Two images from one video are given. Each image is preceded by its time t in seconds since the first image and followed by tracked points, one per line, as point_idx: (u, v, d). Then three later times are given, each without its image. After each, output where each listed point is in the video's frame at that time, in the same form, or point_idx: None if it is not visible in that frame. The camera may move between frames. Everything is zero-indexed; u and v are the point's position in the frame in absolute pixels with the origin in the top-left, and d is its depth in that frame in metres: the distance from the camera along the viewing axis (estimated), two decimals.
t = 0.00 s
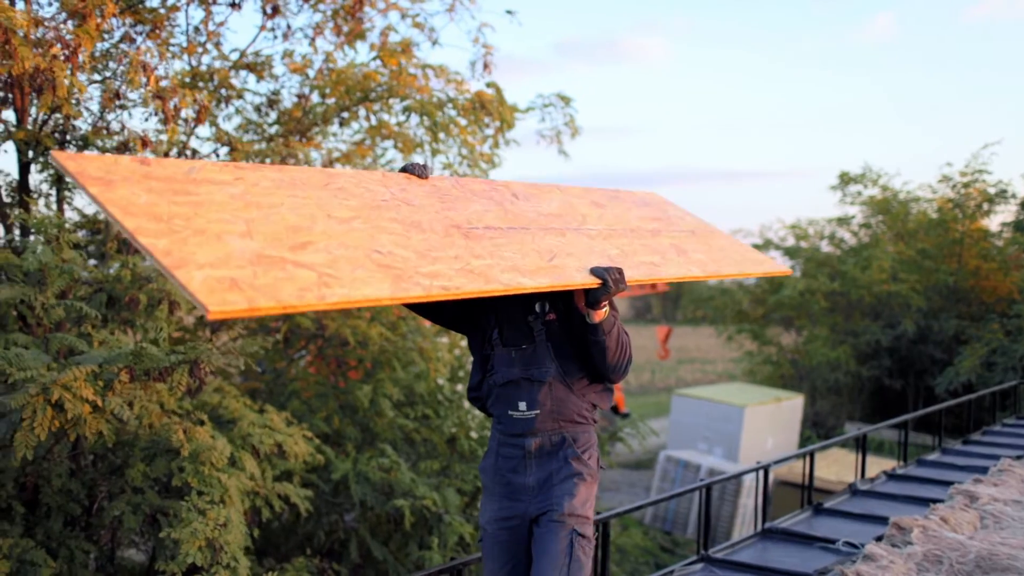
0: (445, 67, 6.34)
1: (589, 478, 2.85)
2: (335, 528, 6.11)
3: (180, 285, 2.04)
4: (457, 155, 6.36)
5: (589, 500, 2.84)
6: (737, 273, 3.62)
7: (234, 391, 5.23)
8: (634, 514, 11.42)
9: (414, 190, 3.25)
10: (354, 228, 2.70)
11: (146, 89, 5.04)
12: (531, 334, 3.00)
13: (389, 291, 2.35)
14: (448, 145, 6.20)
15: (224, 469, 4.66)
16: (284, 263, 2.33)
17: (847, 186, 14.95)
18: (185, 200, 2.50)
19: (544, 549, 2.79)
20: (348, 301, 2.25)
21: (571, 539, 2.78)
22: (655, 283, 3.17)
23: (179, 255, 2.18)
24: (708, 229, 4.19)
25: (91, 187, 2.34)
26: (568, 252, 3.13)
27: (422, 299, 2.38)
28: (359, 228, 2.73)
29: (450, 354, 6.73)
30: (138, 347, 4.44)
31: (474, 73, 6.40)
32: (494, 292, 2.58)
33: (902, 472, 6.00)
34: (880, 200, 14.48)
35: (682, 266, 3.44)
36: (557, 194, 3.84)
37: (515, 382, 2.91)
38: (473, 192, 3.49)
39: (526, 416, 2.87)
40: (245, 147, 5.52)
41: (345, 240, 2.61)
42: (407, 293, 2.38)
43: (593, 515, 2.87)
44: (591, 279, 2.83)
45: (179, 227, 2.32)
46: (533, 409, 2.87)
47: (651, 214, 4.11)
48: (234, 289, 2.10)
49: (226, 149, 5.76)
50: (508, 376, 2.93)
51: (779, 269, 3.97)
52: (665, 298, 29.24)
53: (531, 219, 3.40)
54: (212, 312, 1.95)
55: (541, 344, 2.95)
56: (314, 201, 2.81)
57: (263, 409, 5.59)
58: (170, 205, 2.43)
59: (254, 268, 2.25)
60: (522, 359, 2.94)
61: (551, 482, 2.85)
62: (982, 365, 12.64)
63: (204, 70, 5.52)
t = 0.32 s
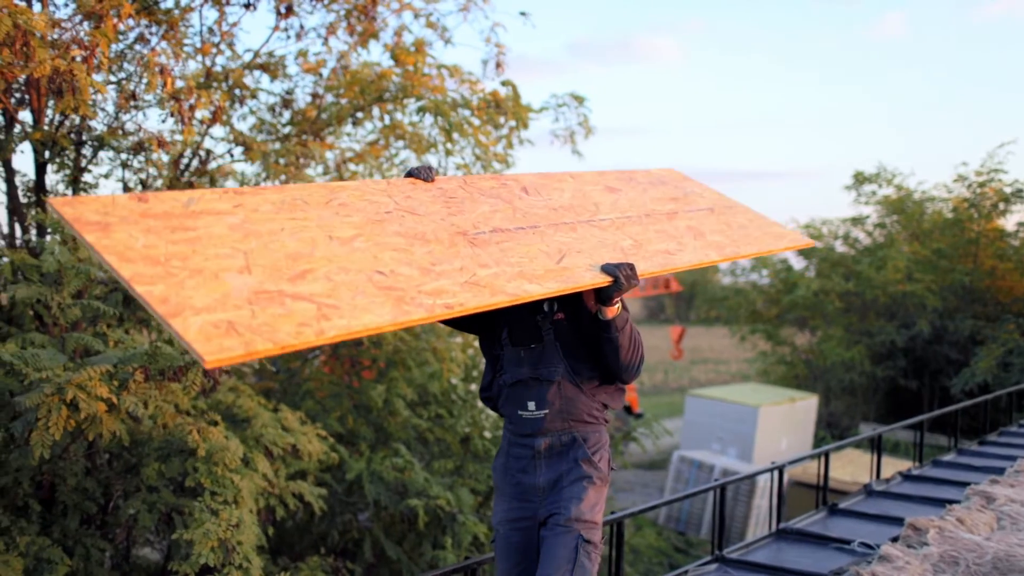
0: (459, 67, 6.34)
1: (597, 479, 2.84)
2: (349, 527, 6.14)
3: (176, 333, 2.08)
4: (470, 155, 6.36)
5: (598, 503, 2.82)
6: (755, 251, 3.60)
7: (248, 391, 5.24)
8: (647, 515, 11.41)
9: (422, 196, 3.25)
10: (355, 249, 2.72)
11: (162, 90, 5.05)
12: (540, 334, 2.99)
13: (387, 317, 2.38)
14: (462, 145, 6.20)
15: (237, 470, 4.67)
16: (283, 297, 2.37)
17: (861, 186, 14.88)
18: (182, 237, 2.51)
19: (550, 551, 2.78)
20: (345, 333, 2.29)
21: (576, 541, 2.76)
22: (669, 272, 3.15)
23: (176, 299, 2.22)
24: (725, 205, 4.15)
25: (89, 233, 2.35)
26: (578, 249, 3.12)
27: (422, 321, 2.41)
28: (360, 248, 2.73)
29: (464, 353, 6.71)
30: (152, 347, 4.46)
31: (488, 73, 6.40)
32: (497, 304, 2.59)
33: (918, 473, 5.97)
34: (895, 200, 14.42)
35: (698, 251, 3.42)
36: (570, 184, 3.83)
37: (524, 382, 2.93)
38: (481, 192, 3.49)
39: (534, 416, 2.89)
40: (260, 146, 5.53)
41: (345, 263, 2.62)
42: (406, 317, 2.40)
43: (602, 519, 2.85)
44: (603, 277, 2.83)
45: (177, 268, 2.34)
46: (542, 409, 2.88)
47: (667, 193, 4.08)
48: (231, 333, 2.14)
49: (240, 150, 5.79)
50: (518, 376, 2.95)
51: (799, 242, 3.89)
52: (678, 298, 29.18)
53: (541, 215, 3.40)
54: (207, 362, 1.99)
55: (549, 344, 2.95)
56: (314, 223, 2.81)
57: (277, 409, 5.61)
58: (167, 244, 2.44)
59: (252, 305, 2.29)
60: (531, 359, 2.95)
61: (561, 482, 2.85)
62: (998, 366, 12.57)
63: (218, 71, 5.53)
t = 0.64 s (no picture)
0: (470, 68, 6.35)
1: (604, 481, 2.81)
2: (360, 527, 6.16)
3: (183, 372, 2.10)
4: (482, 155, 6.36)
5: (605, 506, 2.79)
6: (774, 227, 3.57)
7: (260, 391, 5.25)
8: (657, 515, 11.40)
9: (429, 205, 3.27)
10: (362, 267, 2.73)
11: (174, 90, 5.07)
12: (547, 334, 2.99)
13: (394, 336, 2.38)
14: (473, 145, 6.20)
15: (248, 471, 4.69)
16: (289, 325, 2.38)
17: (873, 185, 14.83)
18: (188, 270, 2.54)
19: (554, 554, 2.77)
20: (352, 355, 2.29)
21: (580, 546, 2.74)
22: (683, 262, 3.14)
23: (180, 338, 2.24)
24: (741, 181, 4.12)
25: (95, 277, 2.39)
26: (589, 244, 3.12)
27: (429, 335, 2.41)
28: (366, 265, 2.74)
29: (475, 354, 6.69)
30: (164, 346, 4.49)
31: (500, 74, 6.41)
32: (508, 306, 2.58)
33: (930, 474, 5.93)
34: (907, 200, 14.37)
35: (714, 235, 3.40)
36: (580, 176, 3.83)
37: (530, 382, 2.93)
38: (490, 194, 3.50)
39: (542, 416, 2.88)
40: (273, 146, 5.54)
41: (351, 283, 2.63)
42: (413, 333, 2.40)
43: (608, 524, 2.82)
44: (616, 270, 2.83)
45: (181, 306, 2.37)
46: (548, 409, 2.87)
47: (681, 175, 4.07)
48: (237, 367, 2.16)
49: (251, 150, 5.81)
50: (525, 376, 2.95)
51: (818, 214, 3.78)
52: (690, 297, 29.14)
53: (550, 212, 3.40)
54: (215, 399, 2.01)
55: (556, 344, 2.95)
56: (320, 242, 2.83)
57: (289, 408, 5.63)
58: (173, 280, 2.47)
59: (257, 336, 2.30)
60: (537, 358, 2.96)
61: (567, 484, 2.85)
62: (1011, 367, 12.51)
63: (230, 70, 5.55)
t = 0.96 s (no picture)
0: (483, 69, 6.36)
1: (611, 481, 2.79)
2: (372, 526, 6.18)
3: (194, 417, 2.10)
4: (496, 155, 6.37)
5: (612, 507, 2.77)
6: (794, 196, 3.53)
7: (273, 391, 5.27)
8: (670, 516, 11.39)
9: (438, 215, 3.28)
10: (371, 287, 2.74)
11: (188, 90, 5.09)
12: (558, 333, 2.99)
13: (403, 357, 2.38)
14: (488, 145, 6.21)
15: (262, 470, 4.69)
16: (298, 357, 2.37)
17: (888, 185, 14.77)
18: (199, 310, 2.56)
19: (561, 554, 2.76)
20: (362, 382, 2.28)
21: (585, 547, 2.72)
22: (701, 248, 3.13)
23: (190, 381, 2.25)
24: (758, 152, 4.08)
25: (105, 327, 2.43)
26: (601, 238, 3.11)
27: (439, 352, 2.39)
28: (375, 285, 2.75)
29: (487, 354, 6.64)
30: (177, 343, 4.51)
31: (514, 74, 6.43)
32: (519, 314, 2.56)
33: (945, 475, 5.89)
34: (921, 200, 14.31)
35: (731, 213, 3.38)
36: (592, 167, 3.83)
37: (540, 380, 2.95)
38: (500, 195, 3.50)
39: (551, 416, 2.89)
40: (288, 146, 5.56)
41: (361, 305, 2.64)
42: (422, 353, 2.39)
43: (616, 525, 2.79)
44: (629, 261, 2.84)
45: (192, 347, 2.39)
46: (557, 408, 2.88)
47: (696, 153, 4.05)
48: (247, 407, 2.15)
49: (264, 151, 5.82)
50: (535, 375, 2.97)
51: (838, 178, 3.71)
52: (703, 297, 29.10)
53: (561, 207, 3.40)
54: (226, 442, 2.01)
55: (565, 343, 2.95)
56: (328, 266, 2.86)
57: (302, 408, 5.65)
58: (183, 321, 2.50)
59: (266, 372, 2.30)
60: (548, 357, 2.97)
61: (576, 483, 2.84)
62: None
63: (244, 71, 5.57)
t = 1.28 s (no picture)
0: (494, 69, 6.36)
1: (617, 482, 2.78)
2: (383, 526, 6.20)
3: (204, 452, 2.11)
4: (507, 155, 6.37)
5: (618, 508, 2.75)
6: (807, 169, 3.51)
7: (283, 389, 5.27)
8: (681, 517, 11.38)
9: (445, 221, 3.28)
10: (377, 304, 2.74)
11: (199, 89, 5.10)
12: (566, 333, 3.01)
13: (410, 375, 2.37)
14: (499, 145, 6.21)
15: (270, 469, 4.71)
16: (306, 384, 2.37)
17: (899, 185, 14.72)
18: (208, 340, 2.58)
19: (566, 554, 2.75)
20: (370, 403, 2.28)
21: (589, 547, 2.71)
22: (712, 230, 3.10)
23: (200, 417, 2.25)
24: (769, 127, 4.06)
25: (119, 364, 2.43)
26: (609, 232, 3.11)
27: (446, 365, 2.39)
28: (382, 301, 2.76)
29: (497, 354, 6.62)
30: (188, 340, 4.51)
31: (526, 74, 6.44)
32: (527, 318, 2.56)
33: (958, 476, 5.87)
34: (933, 200, 14.25)
35: (742, 195, 3.36)
36: (599, 157, 3.82)
37: (548, 379, 2.97)
38: (506, 195, 3.50)
39: (557, 414, 2.91)
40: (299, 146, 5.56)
41: (367, 322, 2.65)
42: (428, 369, 2.38)
43: (623, 527, 2.77)
44: (637, 256, 2.82)
45: (202, 381, 2.40)
46: (564, 408, 2.90)
47: (705, 132, 4.03)
48: (257, 439, 2.16)
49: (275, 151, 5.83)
50: (544, 374, 2.99)
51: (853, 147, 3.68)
52: (714, 298, 29.06)
53: (568, 202, 3.39)
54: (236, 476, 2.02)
55: (573, 343, 2.97)
56: (335, 284, 2.86)
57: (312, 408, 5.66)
58: (192, 353, 2.51)
59: (274, 401, 2.31)
60: (556, 356, 2.99)
61: (582, 483, 2.83)
62: None
63: (255, 71, 5.57)
